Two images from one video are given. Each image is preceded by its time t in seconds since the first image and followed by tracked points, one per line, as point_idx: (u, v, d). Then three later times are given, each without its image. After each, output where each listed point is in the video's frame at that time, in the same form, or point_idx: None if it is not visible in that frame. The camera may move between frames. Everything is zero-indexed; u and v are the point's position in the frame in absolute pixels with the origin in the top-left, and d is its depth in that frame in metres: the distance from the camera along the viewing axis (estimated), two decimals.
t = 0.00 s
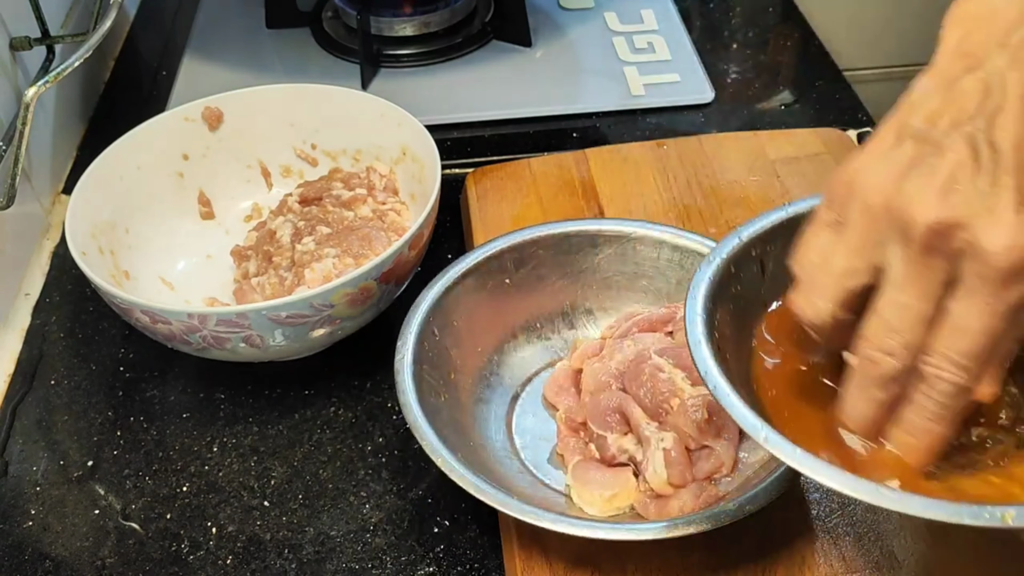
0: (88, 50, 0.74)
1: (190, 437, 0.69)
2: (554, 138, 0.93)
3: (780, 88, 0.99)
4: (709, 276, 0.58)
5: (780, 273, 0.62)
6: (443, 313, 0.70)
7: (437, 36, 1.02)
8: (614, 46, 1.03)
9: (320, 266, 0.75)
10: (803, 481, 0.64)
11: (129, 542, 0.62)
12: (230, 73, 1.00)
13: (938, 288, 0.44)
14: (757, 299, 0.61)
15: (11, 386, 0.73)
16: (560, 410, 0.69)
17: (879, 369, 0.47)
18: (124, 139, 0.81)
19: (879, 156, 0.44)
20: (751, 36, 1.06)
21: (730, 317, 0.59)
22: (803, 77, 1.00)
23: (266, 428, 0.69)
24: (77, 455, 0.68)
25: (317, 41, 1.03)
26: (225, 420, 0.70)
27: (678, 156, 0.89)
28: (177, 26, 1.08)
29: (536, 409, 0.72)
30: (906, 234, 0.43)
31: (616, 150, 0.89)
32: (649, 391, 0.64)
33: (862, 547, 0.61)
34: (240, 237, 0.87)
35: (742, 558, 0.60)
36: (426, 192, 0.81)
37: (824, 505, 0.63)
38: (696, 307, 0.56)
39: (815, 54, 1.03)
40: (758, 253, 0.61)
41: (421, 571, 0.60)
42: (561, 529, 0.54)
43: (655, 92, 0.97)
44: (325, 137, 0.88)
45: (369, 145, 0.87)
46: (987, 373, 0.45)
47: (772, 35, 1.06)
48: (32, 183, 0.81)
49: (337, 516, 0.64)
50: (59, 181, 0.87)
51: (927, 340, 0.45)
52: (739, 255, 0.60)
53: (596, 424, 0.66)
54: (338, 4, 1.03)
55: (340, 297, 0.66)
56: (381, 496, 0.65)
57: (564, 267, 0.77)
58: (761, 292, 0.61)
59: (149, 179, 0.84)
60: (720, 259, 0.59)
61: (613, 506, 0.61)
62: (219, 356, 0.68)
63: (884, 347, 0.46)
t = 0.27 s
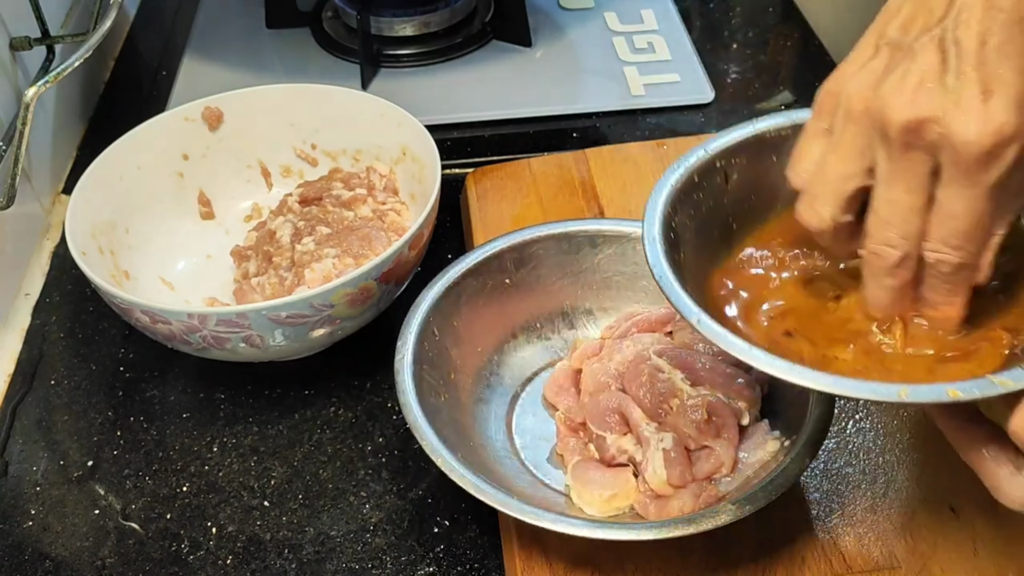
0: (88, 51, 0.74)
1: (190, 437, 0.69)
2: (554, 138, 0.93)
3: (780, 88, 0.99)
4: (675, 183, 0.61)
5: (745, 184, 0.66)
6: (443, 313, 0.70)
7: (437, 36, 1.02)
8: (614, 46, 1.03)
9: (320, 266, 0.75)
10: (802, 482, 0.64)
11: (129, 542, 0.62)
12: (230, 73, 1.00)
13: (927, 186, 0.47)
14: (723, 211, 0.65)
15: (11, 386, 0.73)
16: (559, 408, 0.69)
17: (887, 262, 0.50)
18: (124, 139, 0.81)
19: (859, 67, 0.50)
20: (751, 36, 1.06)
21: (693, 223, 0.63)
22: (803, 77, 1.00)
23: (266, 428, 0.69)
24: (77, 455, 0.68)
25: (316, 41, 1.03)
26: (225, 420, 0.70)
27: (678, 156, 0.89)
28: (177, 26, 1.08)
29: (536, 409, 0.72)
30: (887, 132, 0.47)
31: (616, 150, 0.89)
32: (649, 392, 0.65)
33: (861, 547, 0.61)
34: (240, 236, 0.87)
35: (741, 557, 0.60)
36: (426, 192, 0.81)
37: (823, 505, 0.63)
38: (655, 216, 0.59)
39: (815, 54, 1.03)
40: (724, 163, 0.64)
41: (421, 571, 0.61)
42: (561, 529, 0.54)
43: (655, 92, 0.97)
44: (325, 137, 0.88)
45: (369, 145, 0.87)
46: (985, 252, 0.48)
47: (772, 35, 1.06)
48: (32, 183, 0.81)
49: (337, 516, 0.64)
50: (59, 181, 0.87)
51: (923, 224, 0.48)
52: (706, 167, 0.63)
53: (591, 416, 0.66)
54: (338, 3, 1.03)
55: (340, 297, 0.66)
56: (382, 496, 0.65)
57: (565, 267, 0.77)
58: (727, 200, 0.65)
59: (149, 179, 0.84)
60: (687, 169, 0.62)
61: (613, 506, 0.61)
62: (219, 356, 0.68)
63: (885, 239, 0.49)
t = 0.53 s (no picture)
0: (88, 51, 0.74)
1: (189, 437, 0.69)
2: (554, 138, 0.93)
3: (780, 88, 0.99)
4: (641, 112, 0.63)
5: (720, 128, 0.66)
6: (443, 312, 0.70)
7: (437, 36, 1.02)
8: (614, 46, 1.03)
9: (320, 266, 0.75)
10: (802, 482, 0.64)
11: (129, 542, 0.62)
12: (230, 73, 1.00)
13: (818, 96, 0.52)
14: (689, 135, 0.66)
15: (11, 386, 0.73)
16: (559, 405, 0.69)
17: (777, 158, 0.56)
18: (124, 139, 0.81)
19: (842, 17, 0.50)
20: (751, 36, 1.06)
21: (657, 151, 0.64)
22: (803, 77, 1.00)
23: (266, 428, 0.69)
24: (77, 455, 0.68)
25: (316, 41, 1.03)
26: (224, 420, 0.70)
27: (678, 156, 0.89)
28: (177, 26, 1.08)
29: (536, 409, 0.72)
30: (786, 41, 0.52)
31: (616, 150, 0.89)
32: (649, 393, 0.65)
33: (861, 547, 0.61)
34: (240, 236, 0.87)
35: (741, 557, 0.60)
36: (426, 192, 0.81)
37: (823, 504, 0.63)
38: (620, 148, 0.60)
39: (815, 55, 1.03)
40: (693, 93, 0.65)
41: (421, 571, 0.61)
42: (560, 528, 0.54)
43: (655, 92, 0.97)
44: (325, 137, 0.88)
45: (369, 145, 0.87)
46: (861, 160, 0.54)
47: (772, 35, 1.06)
48: (32, 183, 0.81)
49: (337, 516, 0.64)
50: (59, 181, 0.87)
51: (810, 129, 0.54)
52: (674, 95, 0.64)
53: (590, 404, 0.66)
54: (338, 3, 1.03)
55: (340, 297, 0.66)
56: (381, 496, 0.65)
57: (565, 267, 0.76)
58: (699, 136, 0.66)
59: (149, 179, 0.84)
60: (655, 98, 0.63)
61: (613, 506, 0.61)
62: (219, 356, 0.68)
63: (774, 137, 0.55)
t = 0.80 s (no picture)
0: (89, 51, 0.74)
1: (189, 437, 0.69)
2: (554, 138, 0.94)
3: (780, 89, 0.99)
4: (632, 87, 0.64)
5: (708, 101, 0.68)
6: (443, 312, 0.70)
7: (437, 36, 1.02)
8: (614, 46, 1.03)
9: (320, 266, 0.75)
10: (801, 480, 0.65)
11: (130, 542, 0.62)
12: (230, 73, 1.00)
13: (776, 60, 0.55)
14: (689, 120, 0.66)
15: (11, 386, 0.73)
16: (557, 401, 0.69)
17: (733, 117, 0.59)
18: (124, 139, 0.81)
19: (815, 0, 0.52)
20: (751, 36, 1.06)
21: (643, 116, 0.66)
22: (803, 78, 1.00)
23: (266, 428, 0.69)
24: (77, 455, 0.68)
25: (316, 41, 1.03)
26: (224, 420, 0.70)
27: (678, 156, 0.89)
28: (177, 26, 1.08)
29: (536, 408, 0.72)
30: (750, 6, 0.54)
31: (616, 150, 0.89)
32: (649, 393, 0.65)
33: (861, 547, 0.61)
34: (240, 236, 0.87)
35: (740, 557, 0.60)
36: (426, 192, 0.81)
37: (823, 504, 0.63)
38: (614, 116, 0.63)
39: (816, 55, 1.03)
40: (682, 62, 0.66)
41: (421, 571, 0.61)
42: (559, 527, 0.54)
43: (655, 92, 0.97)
44: (325, 137, 0.88)
45: (369, 145, 0.87)
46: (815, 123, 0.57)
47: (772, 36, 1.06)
48: (32, 183, 0.81)
49: (337, 516, 0.64)
50: (59, 182, 0.87)
51: (766, 90, 0.57)
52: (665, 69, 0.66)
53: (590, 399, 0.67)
54: (338, 3, 1.03)
55: (340, 297, 0.66)
56: (381, 496, 0.65)
57: (565, 267, 0.76)
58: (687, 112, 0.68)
59: (149, 179, 0.84)
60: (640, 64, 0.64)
61: (613, 506, 0.61)
62: (219, 356, 0.68)
63: (732, 96, 0.58)
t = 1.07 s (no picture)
0: (89, 51, 0.74)
1: (190, 437, 0.69)
2: (554, 138, 0.94)
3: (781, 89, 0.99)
4: (624, 81, 0.64)
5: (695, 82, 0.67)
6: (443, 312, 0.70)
7: (437, 36, 1.02)
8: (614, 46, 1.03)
9: (320, 266, 0.75)
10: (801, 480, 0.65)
11: (129, 542, 0.62)
12: (230, 73, 1.00)
13: (762, 46, 0.56)
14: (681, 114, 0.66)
15: (11, 386, 0.73)
16: (557, 401, 0.69)
17: (719, 102, 0.59)
18: (124, 139, 0.81)
19: None
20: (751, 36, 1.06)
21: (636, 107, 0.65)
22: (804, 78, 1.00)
23: (266, 429, 0.69)
24: (77, 455, 0.68)
25: (317, 41, 1.03)
26: (224, 420, 0.70)
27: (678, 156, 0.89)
28: (177, 26, 1.08)
29: (536, 408, 0.72)
30: None
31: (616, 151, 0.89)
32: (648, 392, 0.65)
33: (861, 547, 0.61)
34: (240, 237, 0.87)
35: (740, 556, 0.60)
36: (426, 192, 0.81)
37: (822, 504, 0.63)
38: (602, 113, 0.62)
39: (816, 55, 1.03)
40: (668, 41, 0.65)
41: (421, 571, 0.61)
42: (559, 527, 0.54)
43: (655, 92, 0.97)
44: (325, 137, 0.88)
45: (369, 145, 0.87)
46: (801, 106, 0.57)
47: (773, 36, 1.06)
48: (32, 183, 0.81)
49: (337, 516, 0.64)
50: (59, 182, 0.87)
51: (751, 76, 0.57)
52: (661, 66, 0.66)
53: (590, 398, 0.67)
54: (338, 3, 1.03)
55: (340, 298, 0.66)
56: (381, 496, 0.65)
57: (565, 267, 0.76)
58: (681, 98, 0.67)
59: (149, 179, 0.84)
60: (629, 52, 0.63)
61: (613, 506, 0.61)
62: (219, 356, 0.68)
63: (717, 83, 0.59)
